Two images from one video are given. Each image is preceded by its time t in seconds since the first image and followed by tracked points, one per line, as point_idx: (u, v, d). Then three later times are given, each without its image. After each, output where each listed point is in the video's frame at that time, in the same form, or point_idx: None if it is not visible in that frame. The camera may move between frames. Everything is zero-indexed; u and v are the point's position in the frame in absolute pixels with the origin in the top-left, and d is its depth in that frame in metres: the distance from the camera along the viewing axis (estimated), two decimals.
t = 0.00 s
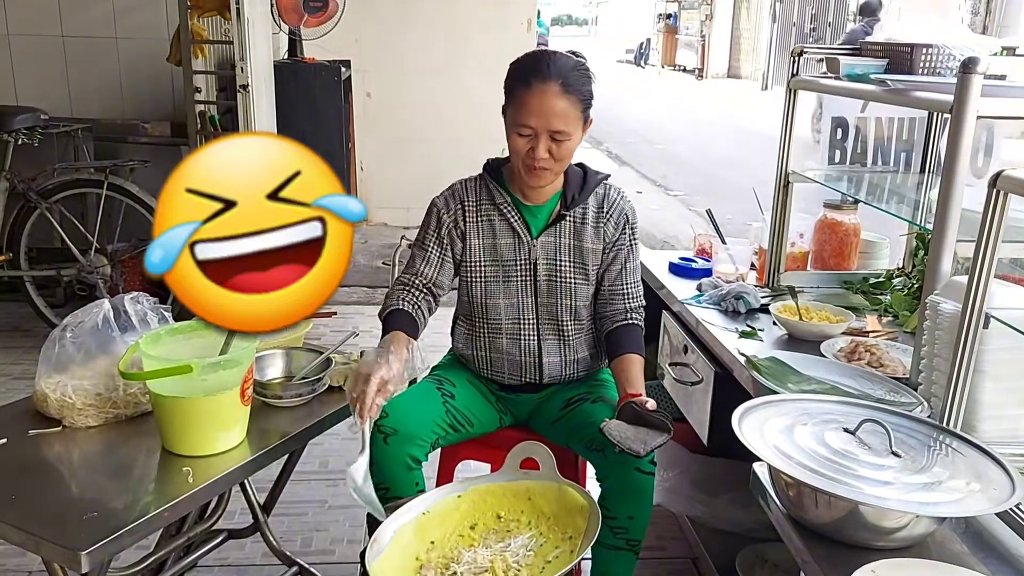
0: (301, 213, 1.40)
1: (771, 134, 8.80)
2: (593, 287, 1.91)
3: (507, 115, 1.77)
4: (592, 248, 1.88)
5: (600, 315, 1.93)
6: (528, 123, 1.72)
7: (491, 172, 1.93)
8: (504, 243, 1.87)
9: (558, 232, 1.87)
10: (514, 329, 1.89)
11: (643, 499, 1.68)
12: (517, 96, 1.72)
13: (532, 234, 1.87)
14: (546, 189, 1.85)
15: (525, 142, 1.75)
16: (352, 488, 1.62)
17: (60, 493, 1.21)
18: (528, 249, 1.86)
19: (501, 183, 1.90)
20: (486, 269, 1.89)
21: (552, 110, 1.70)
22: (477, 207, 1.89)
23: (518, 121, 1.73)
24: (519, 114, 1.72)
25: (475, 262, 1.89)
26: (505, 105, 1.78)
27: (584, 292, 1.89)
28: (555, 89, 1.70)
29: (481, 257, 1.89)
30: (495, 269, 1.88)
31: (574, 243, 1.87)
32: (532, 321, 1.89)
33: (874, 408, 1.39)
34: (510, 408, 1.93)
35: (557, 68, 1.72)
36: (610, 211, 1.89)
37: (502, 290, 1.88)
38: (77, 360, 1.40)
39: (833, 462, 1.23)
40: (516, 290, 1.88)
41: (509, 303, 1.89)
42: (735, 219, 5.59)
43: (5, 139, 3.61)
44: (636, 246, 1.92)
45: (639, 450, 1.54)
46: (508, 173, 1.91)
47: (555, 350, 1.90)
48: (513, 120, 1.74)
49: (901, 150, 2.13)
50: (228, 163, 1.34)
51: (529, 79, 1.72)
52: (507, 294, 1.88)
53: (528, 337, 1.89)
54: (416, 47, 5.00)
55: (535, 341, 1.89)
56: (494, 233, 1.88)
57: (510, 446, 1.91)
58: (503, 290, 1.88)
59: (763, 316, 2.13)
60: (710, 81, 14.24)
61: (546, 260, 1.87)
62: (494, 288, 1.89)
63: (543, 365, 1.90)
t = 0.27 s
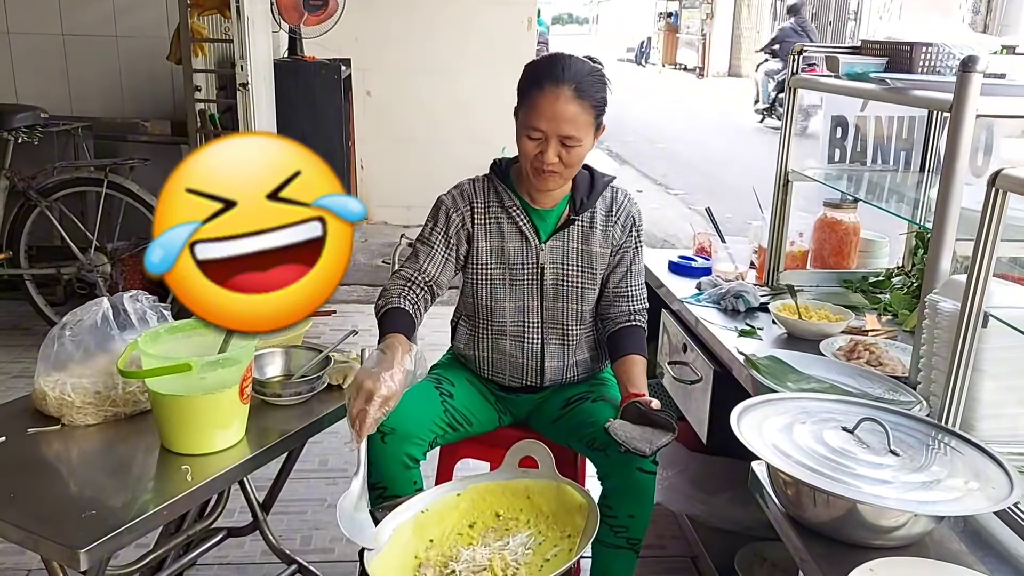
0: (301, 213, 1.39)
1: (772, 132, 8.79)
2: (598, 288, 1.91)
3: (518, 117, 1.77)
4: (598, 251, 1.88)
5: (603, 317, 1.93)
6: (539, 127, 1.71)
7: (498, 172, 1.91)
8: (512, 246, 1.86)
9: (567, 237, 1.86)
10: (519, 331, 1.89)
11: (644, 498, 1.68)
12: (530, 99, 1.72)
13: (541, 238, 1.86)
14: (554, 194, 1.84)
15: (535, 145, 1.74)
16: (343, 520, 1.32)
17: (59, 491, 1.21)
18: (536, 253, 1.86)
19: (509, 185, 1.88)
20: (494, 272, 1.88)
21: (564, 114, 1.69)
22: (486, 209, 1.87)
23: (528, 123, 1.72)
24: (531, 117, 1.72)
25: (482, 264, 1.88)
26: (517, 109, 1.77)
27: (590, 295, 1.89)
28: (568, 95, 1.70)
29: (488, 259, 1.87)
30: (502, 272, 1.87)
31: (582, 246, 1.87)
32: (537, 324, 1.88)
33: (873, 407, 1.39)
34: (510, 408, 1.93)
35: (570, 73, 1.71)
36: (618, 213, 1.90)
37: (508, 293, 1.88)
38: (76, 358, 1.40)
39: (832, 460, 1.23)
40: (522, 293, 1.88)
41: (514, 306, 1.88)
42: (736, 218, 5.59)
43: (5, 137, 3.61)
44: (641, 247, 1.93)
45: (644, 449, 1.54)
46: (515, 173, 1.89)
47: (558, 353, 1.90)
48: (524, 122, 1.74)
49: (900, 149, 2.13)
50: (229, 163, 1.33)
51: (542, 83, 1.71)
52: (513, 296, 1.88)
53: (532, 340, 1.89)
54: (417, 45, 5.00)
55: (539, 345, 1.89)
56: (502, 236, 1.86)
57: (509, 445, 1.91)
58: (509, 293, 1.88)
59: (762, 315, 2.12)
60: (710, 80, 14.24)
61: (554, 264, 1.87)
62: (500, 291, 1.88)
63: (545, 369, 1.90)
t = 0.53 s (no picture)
0: (301, 213, 1.37)
1: (772, 130, 8.78)
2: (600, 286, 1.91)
3: (521, 113, 1.76)
4: (600, 248, 1.88)
5: (604, 315, 1.94)
6: (541, 120, 1.71)
7: (500, 171, 1.90)
8: (514, 245, 1.85)
9: (570, 235, 1.86)
10: (520, 330, 1.88)
11: (643, 496, 1.68)
12: (531, 93, 1.72)
13: (544, 236, 1.85)
14: (556, 192, 1.83)
15: (536, 141, 1.74)
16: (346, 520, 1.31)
17: (58, 488, 1.21)
18: (538, 252, 1.85)
19: (512, 185, 1.87)
20: (495, 271, 1.87)
21: (565, 109, 1.69)
22: (487, 208, 1.87)
23: (530, 119, 1.72)
24: (533, 111, 1.72)
25: (484, 264, 1.87)
26: (519, 105, 1.77)
27: (592, 293, 1.89)
28: (569, 89, 1.70)
29: (490, 258, 1.87)
30: (503, 270, 1.87)
31: (584, 244, 1.87)
32: (539, 322, 1.88)
33: (870, 404, 1.39)
34: (508, 405, 1.93)
35: (572, 67, 1.71)
36: (620, 210, 1.90)
37: (510, 293, 1.87)
38: (74, 355, 1.40)
39: (830, 457, 1.23)
40: (524, 292, 1.87)
41: (516, 305, 1.88)
42: (736, 216, 5.59)
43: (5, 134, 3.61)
44: (643, 245, 1.94)
45: (641, 447, 1.55)
46: (518, 172, 1.89)
47: (560, 351, 1.90)
48: (525, 117, 1.74)
49: (899, 146, 2.13)
50: (229, 163, 1.32)
51: (545, 77, 1.71)
52: (515, 295, 1.87)
53: (534, 339, 1.88)
54: (416, 42, 4.99)
55: (540, 343, 1.89)
56: (505, 235, 1.86)
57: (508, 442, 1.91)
58: (510, 292, 1.87)
59: (762, 312, 2.13)
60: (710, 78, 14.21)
61: (556, 262, 1.86)
62: (501, 291, 1.87)
63: (545, 366, 1.89)
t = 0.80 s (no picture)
0: (302, 213, 1.34)
1: (775, 128, 8.76)
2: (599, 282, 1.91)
3: (510, 94, 1.82)
4: (596, 244, 1.87)
5: (605, 310, 1.94)
6: (531, 86, 1.76)
7: (493, 170, 1.92)
8: (508, 243, 1.86)
9: (563, 230, 1.86)
10: (518, 327, 1.89)
11: (644, 493, 1.68)
12: (520, 68, 1.79)
13: (538, 233, 1.86)
14: (550, 176, 1.84)
15: (529, 110, 1.77)
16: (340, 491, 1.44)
17: (60, 483, 1.21)
18: (532, 248, 1.85)
19: (503, 182, 1.89)
20: (491, 271, 1.88)
21: (555, 73, 1.76)
22: (479, 208, 1.88)
23: (521, 91, 1.78)
24: (522, 80, 1.78)
25: (480, 263, 1.88)
26: (507, 87, 1.83)
27: (590, 289, 1.89)
28: (558, 58, 1.77)
29: (485, 258, 1.88)
30: (499, 269, 1.87)
31: (579, 239, 1.86)
32: (538, 320, 1.89)
33: (872, 401, 1.39)
34: (512, 403, 1.93)
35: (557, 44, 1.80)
36: (617, 205, 1.89)
37: (506, 291, 1.88)
38: (77, 350, 1.41)
39: (831, 453, 1.23)
40: (521, 290, 1.87)
41: (513, 302, 1.88)
42: (738, 213, 5.58)
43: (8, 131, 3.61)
44: (641, 239, 1.93)
45: (638, 443, 1.55)
46: (508, 170, 1.91)
47: (559, 347, 1.90)
48: (515, 90, 1.79)
49: (902, 143, 2.12)
50: (230, 163, 1.29)
51: (533, 53, 1.79)
52: (512, 292, 1.88)
53: (534, 336, 1.89)
54: (419, 39, 4.99)
55: (539, 341, 1.89)
56: (499, 234, 1.86)
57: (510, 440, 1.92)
58: (507, 291, 1.88)
59: (763, 310, 2.12)
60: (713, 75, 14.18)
61: (552, 259, 1.86)
62: (498, 290, 1.88)
63: (547, 363, 1.90)
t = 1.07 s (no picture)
0: (301, 213, 1.41)
1: (778, 128, 8.76)
2: (587, 275, 1.91)
3: (480, 90, 1.84)
4: (579, 238, 1.87)
5: (598, 305, 1.93)
6: (502, 80, 1.78)
7: (474, 171, 1.94)
8: (490, 241, 1.89)
9: (543, 225, 1.86)
10: (509, 325, 1.90)
11: (645, 491, 1.69)
12: (489, 65, 1.81)
13: (517, 229, 1.87)
14: (527, 167, 1.85)
15: (502, 103, 1.79)
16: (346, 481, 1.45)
17: (66, 480, 1.22)
18: (514, 244, 1.87)
19: (483, 182, 1.91)
20: (478, 270, 1.91)
21: (525, 66, 1.78)
22: (462, 208, 1.91)
23: (492, 86, 1.79)
24: (493, 74, 1.79)
25: (467, 263, 1.91)
26: (477, 85, 1.85)
27: (578, 283, 1.89)
28: (524, 52, 1.80)
29: (471, 257, 1.91)
30: (485, 267, 1.90)
31: (561, 234, 1.87)
32: (528, 315, 1.90)
33: (875, 401, 1.40)
34: (514, 400, 1.93)
35: (521, 41, 1.83)
36: (596, 200, 1.88)
37: (494, 288, 1.90)
38: (83, 348, 1.41)
39: (834, 453, 1.23)
40: (507, 287, 1.89)
41: (502, 299, 1.90)
42: (742, 213, 5.58)
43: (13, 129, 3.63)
44: (628, 232, 1.91)
45: (635, 437, 1.54)
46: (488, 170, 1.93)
47: (553, 341, 1.91)
48: (486, 86, 1.80)
49: (906, 143, 2.12)
50: (229, 163, 1.36)
51: (500, 49, 1.81)
52: (499, 289, 1.90)
53: (524, 332, 1.90)
54: (422, 39, 5.00)
55: (532, 336, 1.90)
56: (480, 232, 1.89)
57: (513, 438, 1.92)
58: (494, 288, 1.90)
59: (767, 310, 2.12)
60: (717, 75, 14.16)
61: (536, 254, 1.87)
62: (485, 288, 1.91)
63: (543, 358, 1.91)
